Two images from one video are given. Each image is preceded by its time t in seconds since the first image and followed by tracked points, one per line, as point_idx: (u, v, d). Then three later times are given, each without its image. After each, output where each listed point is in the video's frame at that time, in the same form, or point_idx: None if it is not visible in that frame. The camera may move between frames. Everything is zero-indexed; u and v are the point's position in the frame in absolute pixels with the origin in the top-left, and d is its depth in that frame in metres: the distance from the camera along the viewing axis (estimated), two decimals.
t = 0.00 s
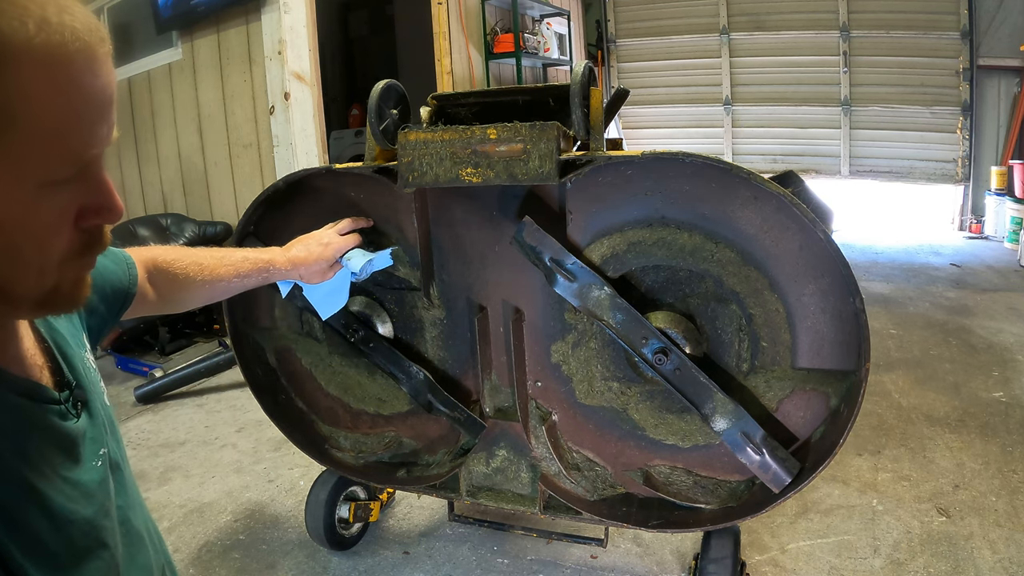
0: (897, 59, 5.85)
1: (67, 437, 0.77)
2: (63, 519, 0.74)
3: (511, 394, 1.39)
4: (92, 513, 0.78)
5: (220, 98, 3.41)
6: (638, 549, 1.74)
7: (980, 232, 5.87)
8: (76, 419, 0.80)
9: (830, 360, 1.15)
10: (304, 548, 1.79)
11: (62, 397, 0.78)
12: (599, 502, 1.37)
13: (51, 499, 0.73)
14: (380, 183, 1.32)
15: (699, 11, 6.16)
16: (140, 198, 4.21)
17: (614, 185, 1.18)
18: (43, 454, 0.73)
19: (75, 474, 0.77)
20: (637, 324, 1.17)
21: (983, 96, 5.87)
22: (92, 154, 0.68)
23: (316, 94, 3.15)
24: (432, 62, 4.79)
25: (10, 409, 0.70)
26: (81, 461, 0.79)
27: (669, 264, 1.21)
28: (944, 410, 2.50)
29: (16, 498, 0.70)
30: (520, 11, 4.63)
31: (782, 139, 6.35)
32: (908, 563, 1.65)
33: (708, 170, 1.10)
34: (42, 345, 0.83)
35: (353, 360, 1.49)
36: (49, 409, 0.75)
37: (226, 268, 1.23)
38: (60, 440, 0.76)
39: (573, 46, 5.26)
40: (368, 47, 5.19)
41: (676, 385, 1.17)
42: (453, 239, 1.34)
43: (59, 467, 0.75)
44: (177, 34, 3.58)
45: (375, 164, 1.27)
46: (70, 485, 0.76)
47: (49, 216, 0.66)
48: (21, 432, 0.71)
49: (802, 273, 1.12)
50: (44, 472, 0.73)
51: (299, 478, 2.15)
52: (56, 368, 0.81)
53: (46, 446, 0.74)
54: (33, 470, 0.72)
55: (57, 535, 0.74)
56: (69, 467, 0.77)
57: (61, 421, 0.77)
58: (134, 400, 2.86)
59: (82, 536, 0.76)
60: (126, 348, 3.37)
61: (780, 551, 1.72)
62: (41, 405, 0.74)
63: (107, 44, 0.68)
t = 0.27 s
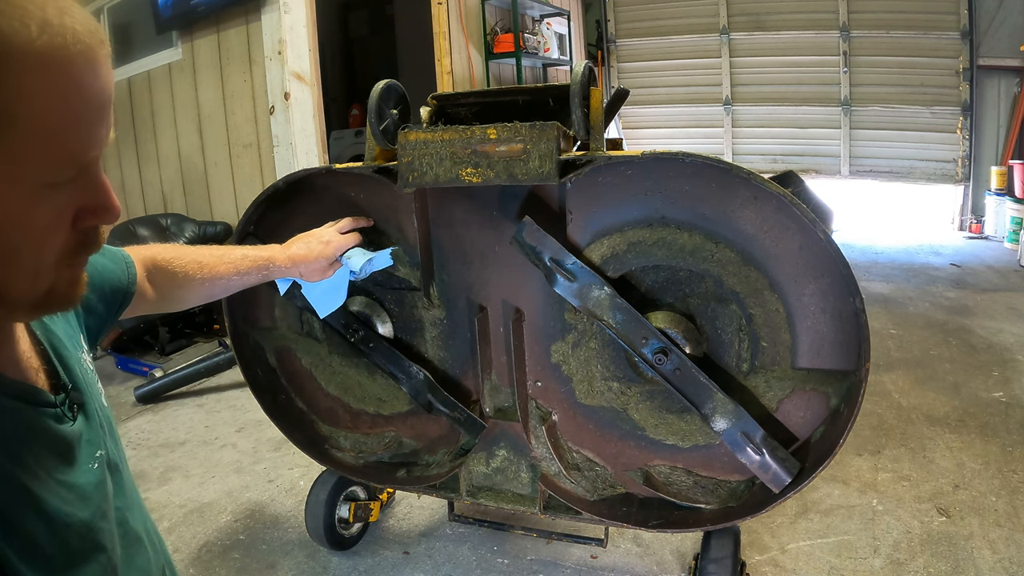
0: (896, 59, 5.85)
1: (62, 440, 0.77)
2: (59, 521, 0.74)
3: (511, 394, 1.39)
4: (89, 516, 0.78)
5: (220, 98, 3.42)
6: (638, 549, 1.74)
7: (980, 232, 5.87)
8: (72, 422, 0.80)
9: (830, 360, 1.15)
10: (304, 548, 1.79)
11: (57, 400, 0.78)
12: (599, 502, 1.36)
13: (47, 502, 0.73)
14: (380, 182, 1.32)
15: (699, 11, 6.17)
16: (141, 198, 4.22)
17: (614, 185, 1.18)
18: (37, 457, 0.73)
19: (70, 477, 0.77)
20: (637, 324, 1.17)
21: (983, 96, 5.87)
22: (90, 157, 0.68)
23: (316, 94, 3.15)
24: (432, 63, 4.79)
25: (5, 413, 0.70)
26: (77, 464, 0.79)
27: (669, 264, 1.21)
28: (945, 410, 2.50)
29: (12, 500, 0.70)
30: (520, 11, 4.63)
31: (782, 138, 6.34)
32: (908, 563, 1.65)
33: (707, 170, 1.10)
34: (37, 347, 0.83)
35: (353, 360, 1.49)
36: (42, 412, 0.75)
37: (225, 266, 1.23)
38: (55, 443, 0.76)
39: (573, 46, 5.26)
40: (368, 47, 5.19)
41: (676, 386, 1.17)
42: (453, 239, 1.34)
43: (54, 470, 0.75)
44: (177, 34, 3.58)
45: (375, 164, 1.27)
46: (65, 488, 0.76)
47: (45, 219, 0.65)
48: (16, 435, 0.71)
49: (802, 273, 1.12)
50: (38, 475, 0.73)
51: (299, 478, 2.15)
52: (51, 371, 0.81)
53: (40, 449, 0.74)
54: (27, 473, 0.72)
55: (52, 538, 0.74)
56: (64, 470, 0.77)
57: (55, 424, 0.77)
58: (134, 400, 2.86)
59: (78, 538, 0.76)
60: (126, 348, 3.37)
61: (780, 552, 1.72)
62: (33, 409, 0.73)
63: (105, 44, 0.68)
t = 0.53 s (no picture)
0: (896, 59, 5.85)
1: (60, 440, 0.77)
2: (57, 522, 0.74)
3: (511, 394, 1.39)
4: (87, 516, 0.78)
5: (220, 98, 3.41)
6: (638, 549, 1.74)
7: (980, 232, 5.88)
8: (70, 422, 0.80)
9: (830, 360, 1.15)
10: (304, 548, 1.79)
11: (55, 401, 0.78)
12: (599, 502, 1.37)
13: (45, 502, 0.73)
14: (380, 182, 1.32)
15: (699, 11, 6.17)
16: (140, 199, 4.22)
17: (614, 185, 1.18)
18: (35, 458, 0.73)
19: (68, 477, 0.77)
20: (637, 324, 1.17)
21: (983, 96, 5.87)
22: (88, 158, 0.68)
23: (316, 94, 3.15)
24: (432, 63, 4.79)
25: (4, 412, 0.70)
26: (75, 464, 0.79)
27: (669, 264, 1.21)
28: (945, 410, 2.50)
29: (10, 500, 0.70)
30: (520, 11, 4.63)
31: (783, 139, 6.34)
32: (908, 563, 1.65)
33: (707, 170, 1.10)
34: (36, 347, 0.83)
35: (353, 360, 1.49)
36: (41, 412, 0.75)
37: (224, 267, 1.23)
38: (53, 443, 0.76)
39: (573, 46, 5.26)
40: (368, 47, 5.18)
41: (676, 385, 1.17)
42: (453, 239, 1.34)
43: (52, 470, 0.75)
44: (176, 34, 3.58)
45: (375, 164, 1.27)
46: (63, 488, 0.76)
47: (42, 220, 0.65)
48: (14, 435, 0.71)
49: (803, 273, 1.12)
50: (36, 476, 0.73)
51: (299, 478, 2.15)
52: (50, 371, 0.81)
53: (38, 449, 0.74)
54: (25, 473, 0.72)
55: (51, 538, 0.74)
56: (61, 470, 0.77)
57: (53, 424, 0.77)
58: (134, 400, 2.86)
59: (76, 539, 0.76)
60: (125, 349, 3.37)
61: (780, 552, 1.72)
62: (32, 409, 0.74)
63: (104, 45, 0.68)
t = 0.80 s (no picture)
0: (896, 59, 5.85)
1: (62, 435, 0.77)
2: (61, 516, 0.74)
3: (511, 394, 1.39)
4: (90, 511, 0.78)
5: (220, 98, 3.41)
6: (638, 549, 1.74)
7: (980, 232, 5.88)
8: (71, 418, 0.80)
9: (830, 360, 1.15)
10: (304, 548, 1.79)
11: (57, 397, 0.78)
12: (599, 502, 1.37)
13: (50, 497, 0.73)
14: (380, 182, 1.32)
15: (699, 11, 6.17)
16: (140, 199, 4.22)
17: (615, 186, 1.18)
18: (38, 452, 0.73)
19: (71, 472, 0.77)
20: (637, 324, 1.17)
21: (983, 96, 5.87)
22: (101, 161, 0.69)
23: (316, 94, 3.14)
24: (432, 63, 4.79)
25: (7, 407, 0.70)
26: (77, 459, 0.79)
27: (669, 264, 1.21)
28: (945, 410, 2.50)
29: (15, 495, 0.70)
30: (520, 11, 4.63)
31: (782, 139, 6.34)
32: (908, 563, 1.65)
33: (708, 170, 1.10)
34: (37, 344, 0.83)
35: (353, 360, 1.49)
36: (43, 407, 0.75)
37: (219, 271, 1.21)
38: (55, 438, 0.76)
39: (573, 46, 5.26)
40: (368, 47, 5.18)
41: (675, 385, 1.17)
42: (453, 239, 1.34)
43: (55, 465, 0.75)
44: (176, 34, 3.58)
45: (375, 164, 1.27)
46: (67, 483, 0.76)
47: (55, 221, 0.65)
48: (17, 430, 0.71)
49: (802, 273, 1.12)
50: (41, 470, 0.73)
51: (299, 478, 2.15)
52: (51, 368, 0.81)
53: (42, 444, 0.74)
54: (29, 467, 0.72)
55: (55, 533, 0.74)
56: (65, 465, 0.77)
57: (55, 420, 0.77)
58: (133, 400, 2.86)
59: (80, 533, 0.76)
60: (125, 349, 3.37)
61: (780, 551, 1.72)
62: (35, 404, 0.74)
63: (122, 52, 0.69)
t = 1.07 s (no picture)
0: (896, 59, 5.85)
1: (65, 439, 0.77)
2: (64, 520, 0.74)
3: (511, 394, 1.39)
4: (92, 515, 0.78)
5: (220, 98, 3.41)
6: (638, 549, 1.74)
7: (980, 232, 5.87)
8: (74, 422, 0.80)
9: (830, 360, 1.15)
10: (304, 548, 1.79)
11: (59, 401, 0.78)
12: (599, 502, 1.37)
13: (52, 501, 0.73)
14: (380, 182, 1.32)
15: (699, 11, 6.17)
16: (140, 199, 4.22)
17: (615, 186, 1.18)
18: (41, 456, 0.73)
19: (73, 476, 0.77)
20: (637, 324, 1.17)
21: (983, 96, 5.87)
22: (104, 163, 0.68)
23: (316, 94, 3.14)
24: (432, 63, 4.79)
25: (9, 411, 0.70)
26: (79, 463, 0.79)
27: (669, 264, 1.21)
28: (945, 410, 2.50)
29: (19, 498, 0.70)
30: (520, 11, 4.63)
31: (782, 139, 6.34)
32: (908, 563, 1.65)
33: (707, 170, 1.10)
34: (41, 347, 0.83)
35: (353, 361, 1.48)
36: (46, 411, 0.75)
37: (227, 271, 1.23)
38: (58, 442, 0.76)
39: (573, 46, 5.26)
40: (368, 47, 5.18)
41: (676, 385, 1.17)
42: (453, 239, 1.34)
43: (58, 469, 0.75)
44: (176, 34, 3.58)
45: (375, 164, 1.27)
46: (69, 487, 0.76)
47: (56, 222, 0.65)
48: (20, 433, 0.71)
49: (802, 273, 1.12)
50: (44, 474, 0.73)
51: (299, 478, 2.15)
52: (55, 371, 0.81)
53: (44, 448, 0.74)
54: (32, 471, 0.72)
55: (58, 537, 0.74)
56: (67, 469, 0.77)
57: (58, 424, 0.77)
58: (134, 400, 2.86)
59: (82, 537, 0.76)
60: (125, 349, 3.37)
61: (780, 552, 1.72)
62: (37, 408, 0.73)
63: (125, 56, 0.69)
